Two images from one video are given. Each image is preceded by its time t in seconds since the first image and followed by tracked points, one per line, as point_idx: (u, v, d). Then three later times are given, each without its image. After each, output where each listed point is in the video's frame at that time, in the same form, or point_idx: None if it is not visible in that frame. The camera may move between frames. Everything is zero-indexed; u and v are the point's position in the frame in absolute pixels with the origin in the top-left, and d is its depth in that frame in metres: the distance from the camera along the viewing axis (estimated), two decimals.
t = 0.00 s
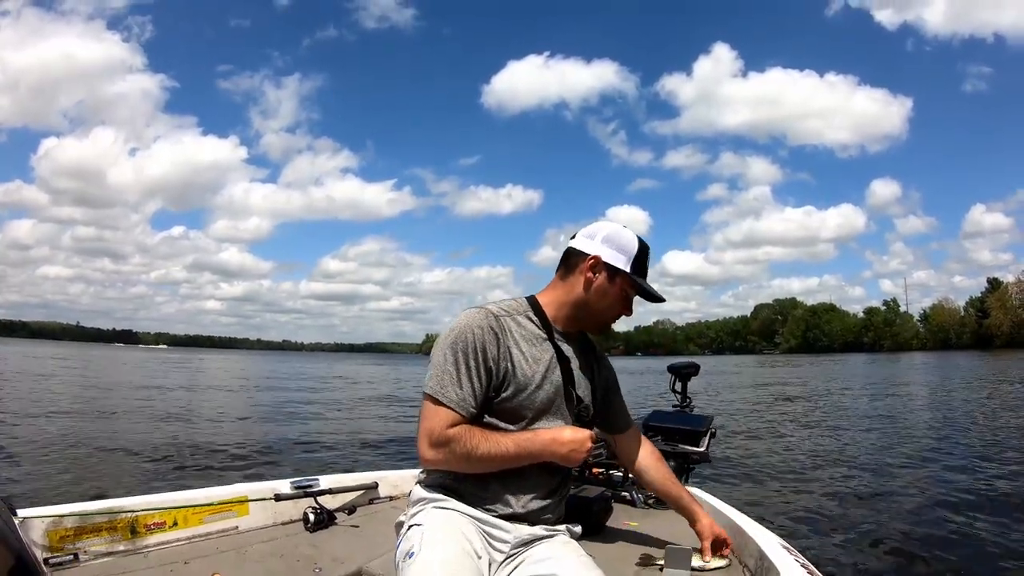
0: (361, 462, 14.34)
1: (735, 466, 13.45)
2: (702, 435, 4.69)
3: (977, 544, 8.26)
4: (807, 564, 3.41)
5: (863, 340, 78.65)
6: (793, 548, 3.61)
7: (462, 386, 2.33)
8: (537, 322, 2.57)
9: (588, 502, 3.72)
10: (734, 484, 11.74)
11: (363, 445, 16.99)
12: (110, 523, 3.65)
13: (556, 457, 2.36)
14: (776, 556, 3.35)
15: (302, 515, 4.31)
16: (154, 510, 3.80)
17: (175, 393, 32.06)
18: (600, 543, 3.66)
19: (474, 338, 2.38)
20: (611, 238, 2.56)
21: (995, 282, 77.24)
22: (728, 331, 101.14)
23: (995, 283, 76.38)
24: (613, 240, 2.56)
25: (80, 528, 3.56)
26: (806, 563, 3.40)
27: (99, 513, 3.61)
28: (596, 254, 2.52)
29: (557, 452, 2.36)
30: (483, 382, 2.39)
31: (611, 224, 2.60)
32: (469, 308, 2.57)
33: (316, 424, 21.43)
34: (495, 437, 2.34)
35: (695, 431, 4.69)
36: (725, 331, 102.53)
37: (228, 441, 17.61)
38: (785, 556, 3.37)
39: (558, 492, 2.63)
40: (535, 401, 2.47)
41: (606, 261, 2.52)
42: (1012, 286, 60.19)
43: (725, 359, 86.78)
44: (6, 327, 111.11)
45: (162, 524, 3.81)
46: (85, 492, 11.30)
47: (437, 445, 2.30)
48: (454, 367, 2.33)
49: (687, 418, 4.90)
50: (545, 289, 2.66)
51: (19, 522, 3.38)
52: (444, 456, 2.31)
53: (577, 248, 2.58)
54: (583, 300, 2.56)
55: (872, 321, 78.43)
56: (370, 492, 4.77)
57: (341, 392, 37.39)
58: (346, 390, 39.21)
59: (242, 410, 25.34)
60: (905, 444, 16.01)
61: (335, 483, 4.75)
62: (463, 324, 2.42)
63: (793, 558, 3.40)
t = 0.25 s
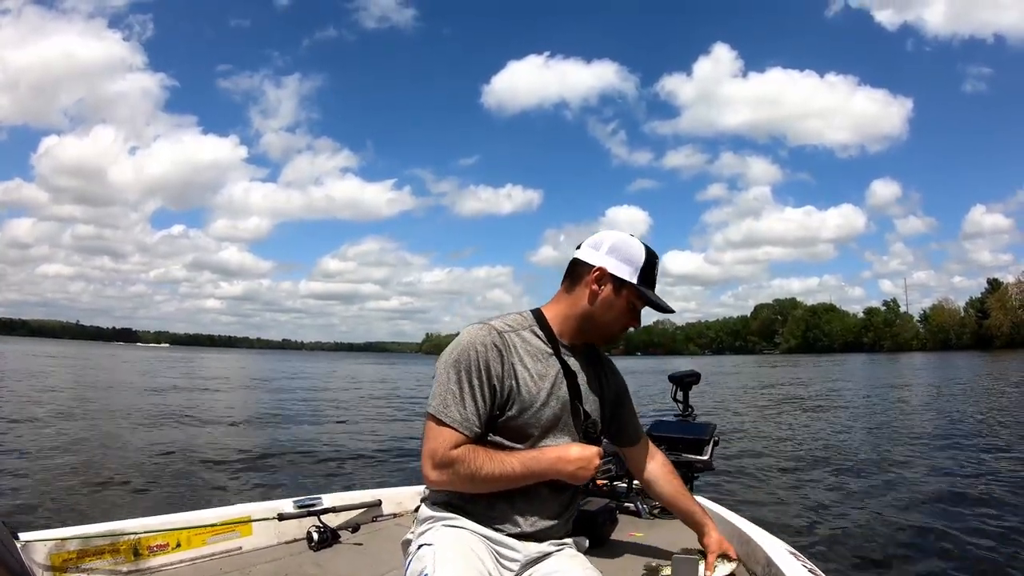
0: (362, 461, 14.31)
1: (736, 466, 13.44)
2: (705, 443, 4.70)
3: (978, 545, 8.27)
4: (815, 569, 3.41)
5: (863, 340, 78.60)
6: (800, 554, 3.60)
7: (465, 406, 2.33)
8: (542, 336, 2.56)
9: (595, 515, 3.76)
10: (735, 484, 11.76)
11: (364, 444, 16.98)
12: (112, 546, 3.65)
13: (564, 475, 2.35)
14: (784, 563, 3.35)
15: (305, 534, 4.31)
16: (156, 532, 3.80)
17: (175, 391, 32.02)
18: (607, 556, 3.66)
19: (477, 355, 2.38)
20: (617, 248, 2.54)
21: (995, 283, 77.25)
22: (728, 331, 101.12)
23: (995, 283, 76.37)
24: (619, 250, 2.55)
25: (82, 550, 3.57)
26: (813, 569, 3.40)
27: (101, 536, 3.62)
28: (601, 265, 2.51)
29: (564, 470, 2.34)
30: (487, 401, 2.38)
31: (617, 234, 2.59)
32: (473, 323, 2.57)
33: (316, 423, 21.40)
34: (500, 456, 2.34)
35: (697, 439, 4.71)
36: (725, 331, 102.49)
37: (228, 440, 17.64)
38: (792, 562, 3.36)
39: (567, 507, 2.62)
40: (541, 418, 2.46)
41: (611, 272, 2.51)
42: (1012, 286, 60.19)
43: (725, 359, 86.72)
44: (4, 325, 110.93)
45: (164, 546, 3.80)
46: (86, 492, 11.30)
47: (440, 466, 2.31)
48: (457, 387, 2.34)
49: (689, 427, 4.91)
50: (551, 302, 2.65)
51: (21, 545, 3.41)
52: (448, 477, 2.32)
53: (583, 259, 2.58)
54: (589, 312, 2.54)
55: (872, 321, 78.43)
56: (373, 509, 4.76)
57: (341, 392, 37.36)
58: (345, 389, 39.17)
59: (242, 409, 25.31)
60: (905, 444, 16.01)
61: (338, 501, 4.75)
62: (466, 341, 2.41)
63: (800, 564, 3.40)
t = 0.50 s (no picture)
0: (361, 459, 14.30)
1: (734, 465, 13.46)
2: (705, 449, 4.73)
3: (976, 544, 8.29)
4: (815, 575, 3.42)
5: (862, 339, 78.61)
6: (800, 560, 3.60)
7: (463, 423, 2.34)
8: (541, 348, 2.56)
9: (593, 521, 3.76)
10: (735, 483, 11.79)
11: (364, 442, 17.00)
12: (111, 555, 3.70)
13: (564, 491, 2.37)
14: (784, 569, 3.35)
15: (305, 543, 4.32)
16: (155, 542, 3.84)
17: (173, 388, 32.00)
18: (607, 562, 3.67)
19: (475, 371, 2.38)
20: (620, 260, 2.55)
21: (995, 283, 77.26)
22: (728, 329, 101.13)
23: (995, 283, 76.40)
24: (621, 262, 2.55)
25: (81, 560, 3.63)
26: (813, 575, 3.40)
27: (100, 545, 3.67)
28: (602, 277, 2.51)
29: (563, 486, 2.37)
30: (486, 417, 2.39)
31: (619, 245, 2.59)
32: (471, 335, 2.56)
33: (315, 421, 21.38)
34: (499, 473, 2.36)
35: (697, 446, 4.73)
36: (724, 330, 102.51)
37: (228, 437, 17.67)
38: (792, 568, 3.37)
39: (567, 517, 2.65)
40: (540, 432, 2.48)
41: (611, 285, 2.51)
42: (1011, 285, 60.22)
43: (724, 358, 86.71)
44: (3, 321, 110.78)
45: (163, 555, 3.83)
46: (86, 489, 11.33)
47: (438, 483, 2.33)
48: (454, 404, 2.35)
49: (689, 434, 4.93)
50: (551, 312, 2.65)
51: (20, 554, 3.49)
52: (446, 494, 2.34)
53: (584, 271, 2.58)
54: (589, 325, 2.55)
55: (871, 321, 78.46)
56: (372, 518, 4.77)
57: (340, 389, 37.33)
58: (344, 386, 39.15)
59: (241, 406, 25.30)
60: (903, 444, 16.05)
61: (337, 510, 4.76)
62: (463, 355, 2.41)
63: (800, 569, 3.41)
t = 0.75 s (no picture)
0: (360, 459, 14.30)
1: (732, 464, 13.50)
2: (702, 447, 4.74)
3: (974, 542, 8.33)
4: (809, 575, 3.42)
5: (861, 338, 78.74)
6: (795, 560, 3.61)
7: (456, 423, 2.34)
8: (532, 345, 2.56)
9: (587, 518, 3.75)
10: (734, 481, 11.83)
11: (364, 441, 17.01)
12: (107, 544, 3.68)
13: (556, 488, 2.39)
14: (778, 569, 3.36)
15: (301, 535, 4.33)
16: (151, 531, 3.81)
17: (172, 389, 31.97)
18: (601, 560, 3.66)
19: (466, 370, 2.37)
20: (615, 260, 2.56)
21: (994, 281, 77.32)
22: (727, 328, 101.22)
23: (994, 282, 76.49)
24: (616, 263, 2.57)
25: (77, 548, 3.60)
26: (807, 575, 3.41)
27: (96, 534, 3.64)
28: (596, 277, 2.52)
29: (556, 483, 2.38)
30: (477, 416, 2.38)
31: (615, 245, 2.59)
32: (461, 332, 2.54)
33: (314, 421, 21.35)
34: (491, 471, 2.37)
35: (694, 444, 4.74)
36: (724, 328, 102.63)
37: (229, 436, 17.67)
38: (786, 567, 3.38)
39: (556, 516, 2.67)
40: (530, 429, 2.48)
41: (605, 286, 2.51)
42: (1011, 283, 60.31)
43: (724, 356, 86.76)
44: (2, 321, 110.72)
45: (159, 544, 3.82)
46: (86, 489, 11.34)
47: (430, 484, 2.34)
48: (446, 403, 2.34)
49: (687, 432, 4.95)
50: (543, 308, 2.65)
51: (16, 542, 3.44)
52: (439, 493, 2.35)
53: (579, 268, 2.59)
54: (581, 324, 2.56)
55: (870, 319, 78.56)
56: (369, 510, 4.78)
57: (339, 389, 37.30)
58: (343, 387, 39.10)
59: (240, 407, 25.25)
60: (900, 442, 16.10)
61: (333, 502, 4.76)
62: (455, 354, 2.39)
63: (792, 569, 3.42)
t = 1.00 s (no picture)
0: (359, 460, 14.29)
1: (732, 462, 13.50)
2: (698, 439, 4.75)
3: (971, 541, 8.34)
4: (801, 569, 3.42)
5: (861, 337, 78.77)
6: (787, 554, 3.61)
7: (446, 405, 2.33)
8: (521, 329, 2.56)
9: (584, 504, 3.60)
10: (734, 479, 11.82)
11: (363, 442, 17.02)
12: (104, 519, 3.68)
13: (546, 470, 2.40)
14: (769, 562, 3.35)
15: (296, 513, 4.34)
16: (148, 506, 3.82)
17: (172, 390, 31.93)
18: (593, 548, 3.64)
19: (457, 352, 2.36)
20: (606, 247, 2.55)
21: (994, 279, 77.32)
22: (727, 327, 101.25)
23: (994, 280, 76.49)
24: (607, 251, 2.56)
25: (74, 522, 3.59)
26: (800, 569, 3.40)
27: (93, 508, 3.64)
28: (587, 264, 2.50)
29: (545, 465, 2.39)
30: (468, 398, 2.38)
31: (605, 232, 2.59)
32: (451, 315, 2.53)
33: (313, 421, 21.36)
34: (482, 453, 2.37)
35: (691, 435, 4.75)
36: (723, 327, 102.68)
37: (229, 437, 17.65)
38: (778, 562, 3.37)
39: (543, 501, 2.68)
40: (520, 412, 2.48)
41: (596, 273, 2.51)
42: (1010, 282, 60.32)
43: (724, 355, 86.81)
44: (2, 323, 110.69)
45: (155, 520, 3.83)
46: (87, 489, 11.35)
47: (421, 466, 2.32)
48: (437, 385, 2.33)
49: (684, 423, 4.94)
50: (532, 293, 2.65)
51: (12, 515, 3.44)
52: (429, 475, 2.34)
53: (569, 254, 2.57)
54: (571, 309, 2.56)
55: (870, 318, 78.60)
56: (365, 491, 4.79)
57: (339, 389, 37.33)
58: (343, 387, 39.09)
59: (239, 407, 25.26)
60: (899, 440, 16.10)
61: (330, 482, 4.77)
62: (445, 336, 2.39)
63: (785, 563, 3.41)
